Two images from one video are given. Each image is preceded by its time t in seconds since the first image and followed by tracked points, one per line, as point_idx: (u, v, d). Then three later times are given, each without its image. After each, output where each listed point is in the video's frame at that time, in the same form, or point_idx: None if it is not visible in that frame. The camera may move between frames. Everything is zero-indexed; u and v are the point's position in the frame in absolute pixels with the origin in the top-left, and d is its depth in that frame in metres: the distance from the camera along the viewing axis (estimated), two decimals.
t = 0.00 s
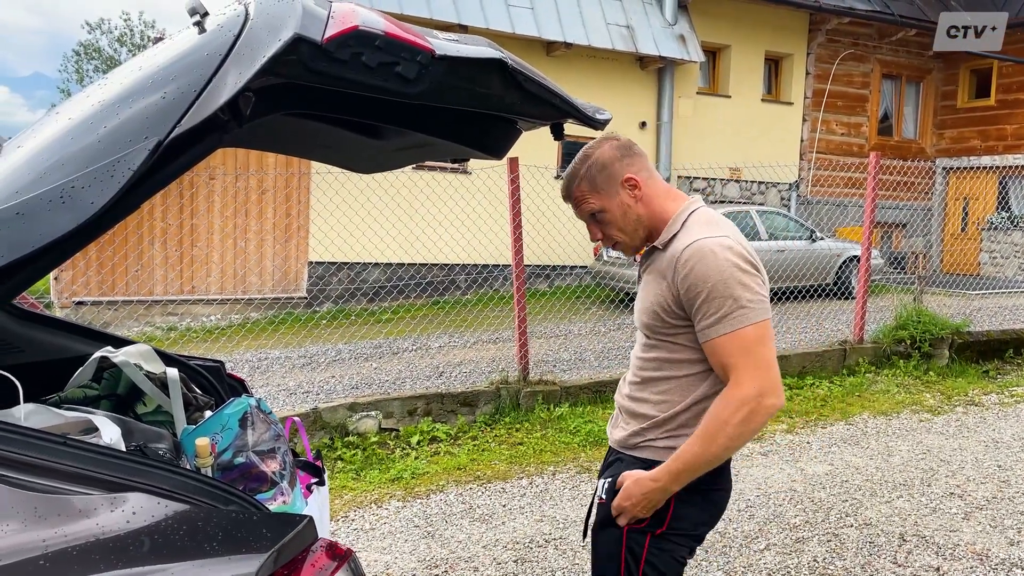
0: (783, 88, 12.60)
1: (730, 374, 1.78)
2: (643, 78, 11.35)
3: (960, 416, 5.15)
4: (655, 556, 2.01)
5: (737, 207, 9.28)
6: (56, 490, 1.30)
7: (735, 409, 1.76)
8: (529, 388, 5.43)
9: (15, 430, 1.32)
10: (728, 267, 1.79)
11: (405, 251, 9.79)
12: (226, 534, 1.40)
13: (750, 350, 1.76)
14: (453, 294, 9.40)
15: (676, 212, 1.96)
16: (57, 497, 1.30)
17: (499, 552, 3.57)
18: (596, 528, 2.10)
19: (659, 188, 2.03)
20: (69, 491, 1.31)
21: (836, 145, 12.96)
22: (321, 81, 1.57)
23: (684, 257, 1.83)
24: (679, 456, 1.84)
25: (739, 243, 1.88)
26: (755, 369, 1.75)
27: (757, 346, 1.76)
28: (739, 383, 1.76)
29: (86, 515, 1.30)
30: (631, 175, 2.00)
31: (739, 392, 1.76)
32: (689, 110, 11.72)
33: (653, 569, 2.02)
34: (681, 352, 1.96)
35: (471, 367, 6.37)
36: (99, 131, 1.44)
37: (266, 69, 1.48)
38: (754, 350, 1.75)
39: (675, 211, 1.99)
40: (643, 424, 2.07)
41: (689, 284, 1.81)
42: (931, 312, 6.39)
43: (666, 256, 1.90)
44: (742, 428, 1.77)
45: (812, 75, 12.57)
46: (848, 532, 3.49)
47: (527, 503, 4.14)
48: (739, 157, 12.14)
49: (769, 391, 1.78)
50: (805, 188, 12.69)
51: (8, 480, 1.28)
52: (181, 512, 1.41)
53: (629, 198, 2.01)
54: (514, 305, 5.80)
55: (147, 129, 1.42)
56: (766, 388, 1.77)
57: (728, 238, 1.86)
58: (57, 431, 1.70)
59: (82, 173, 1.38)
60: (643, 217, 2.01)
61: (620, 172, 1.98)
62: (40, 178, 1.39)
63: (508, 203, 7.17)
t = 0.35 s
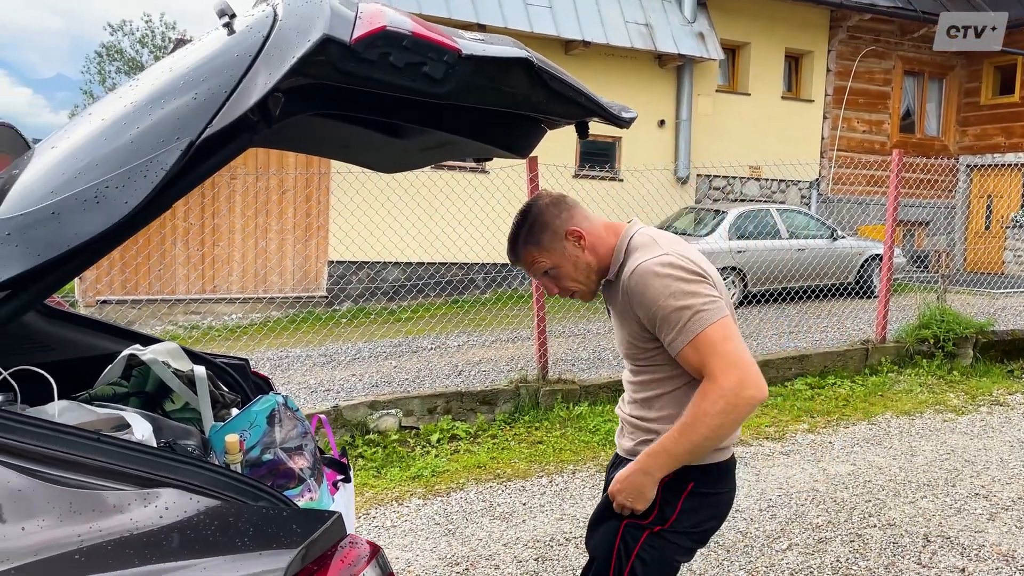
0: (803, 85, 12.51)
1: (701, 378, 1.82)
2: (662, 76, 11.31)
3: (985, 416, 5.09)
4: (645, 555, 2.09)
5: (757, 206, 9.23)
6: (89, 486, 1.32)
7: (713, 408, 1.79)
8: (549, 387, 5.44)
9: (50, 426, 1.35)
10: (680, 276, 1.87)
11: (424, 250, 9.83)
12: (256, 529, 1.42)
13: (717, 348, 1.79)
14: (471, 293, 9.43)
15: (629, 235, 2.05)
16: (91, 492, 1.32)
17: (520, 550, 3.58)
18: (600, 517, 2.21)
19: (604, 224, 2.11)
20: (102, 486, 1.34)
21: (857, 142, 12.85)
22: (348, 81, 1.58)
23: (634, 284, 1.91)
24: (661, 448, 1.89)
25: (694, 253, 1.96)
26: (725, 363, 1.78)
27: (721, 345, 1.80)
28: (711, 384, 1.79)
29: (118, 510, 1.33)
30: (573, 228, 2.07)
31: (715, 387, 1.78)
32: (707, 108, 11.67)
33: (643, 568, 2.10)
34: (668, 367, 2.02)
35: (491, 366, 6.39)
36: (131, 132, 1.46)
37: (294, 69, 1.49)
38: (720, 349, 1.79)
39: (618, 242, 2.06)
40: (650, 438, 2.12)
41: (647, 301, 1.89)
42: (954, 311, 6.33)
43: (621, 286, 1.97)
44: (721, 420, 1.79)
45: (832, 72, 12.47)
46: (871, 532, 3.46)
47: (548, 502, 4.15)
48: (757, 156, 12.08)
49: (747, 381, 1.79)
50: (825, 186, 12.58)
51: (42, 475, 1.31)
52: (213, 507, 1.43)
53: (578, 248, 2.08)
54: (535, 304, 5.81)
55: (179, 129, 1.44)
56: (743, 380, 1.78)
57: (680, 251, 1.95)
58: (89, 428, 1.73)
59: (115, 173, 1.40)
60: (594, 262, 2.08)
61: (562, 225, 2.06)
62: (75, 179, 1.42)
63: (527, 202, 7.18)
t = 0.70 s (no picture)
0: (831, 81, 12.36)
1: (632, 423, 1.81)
2: (687, 73, 11.25)
3: (1019, 416, 5.01)
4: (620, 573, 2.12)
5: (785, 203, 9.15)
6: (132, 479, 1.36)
7: (647, 452, 1.80)
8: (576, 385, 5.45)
9: (93, 421, 1.38)
10: (608, 321, 1.83)
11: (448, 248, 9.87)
12: (293, 523, 1.44)
13: (650, 394, 1.78)
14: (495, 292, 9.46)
15: (545, 268, 1.99)
16: (133, 486, 1.35)
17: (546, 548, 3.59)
18: (563, 550, 2.23)
19: (517, 257, 2.03)
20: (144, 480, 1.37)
21: (886, 139, 12.71)
22: (383, 81, 1.60)
23: (561, 327, 1.87)
24: (589, 481, 1.87)
25: (615, 290, 1.93)
26: (660, 409, 1.77)
27: (653, 391, 1.78)
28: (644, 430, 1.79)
29: (160, 503, 1.36)
30: (487, 264, 1.98)
31: (651, 433, 1.78)
32: (734, 105, 11.58)
33: None
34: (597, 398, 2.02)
35: (517, 364, 6.41)
36: (171, 133, 1.49)
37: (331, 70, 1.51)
38: (652, 395, 1.78)
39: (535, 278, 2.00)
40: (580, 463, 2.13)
41: (574, 346, 1.85)
42: (987, 309, 6.24)
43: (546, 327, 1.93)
44: (654, 461, 1.81)
45: (861, 68, 12.32)
46: (903, 532, 3.43)
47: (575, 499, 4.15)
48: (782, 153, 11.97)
49: (681, 425, 1.80)
50: (854, 183, 12.41)
51: (85, 468, 1.34)
52: (251, 500, 1.46)
53: (491, 284, 2.00)
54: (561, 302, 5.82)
55: (218, 129, 1.47)
56: (674, 423, 1.79)
57: (602, 289, 1.91)
58: (131, 422, 1.76)
59: (156, 173, 1.43)
60: (508, 298, 2.02)
61: (475, 260, 1.97)
62: (116, 179, 1.45)
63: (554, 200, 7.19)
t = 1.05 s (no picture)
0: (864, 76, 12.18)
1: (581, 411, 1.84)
2: (716, 69, 11.17)
3: None
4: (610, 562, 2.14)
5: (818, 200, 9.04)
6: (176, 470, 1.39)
7: (594, 439, 1.82)
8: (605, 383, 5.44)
9: (137, 415, 1.42)
10: (562, 310, 1.84)
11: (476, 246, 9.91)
12: (332, 515, 1.47)
13: (601, 385, 1.80)
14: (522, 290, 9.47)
15: (502, 254, 2.00)
16: (177, 478, 1.38)
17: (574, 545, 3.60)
18: (549, 553, 2.22)
19: (472, 245, 2.04)
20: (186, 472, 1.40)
21: (920, 135, 12.53)
22: (419, 79, 1.62)
23: (517, 313, 1.89)
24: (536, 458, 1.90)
25: (572, 280, 1.95)
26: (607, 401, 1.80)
27: (603, 382, 1.81)
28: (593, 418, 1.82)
29: (203, 495, 1.39)
30: (438, 252, 1.98)
31: (598, 424, 1.81)
32: (765, 101, 11.47)
33: None
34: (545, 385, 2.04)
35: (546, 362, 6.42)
36: (212, 132, 1.51)
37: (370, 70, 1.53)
38: (602, 386, 1.81)
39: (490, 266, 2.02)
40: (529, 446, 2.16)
41: (528, 333, 1.87)
42: None
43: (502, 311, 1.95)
44: (599, 449, 1.84)
45: (894, 64, 12.16)
46: (938, 533, 3.38)
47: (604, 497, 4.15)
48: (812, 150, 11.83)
49: (625, 417, 1.83)
50: (886, 180, 12.22)
51: (130, 460, 1.37)
52: (290, 492, 1.48)
53: (440, 273, 2.00)
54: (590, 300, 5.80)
55: (259, 129, 1.49)
56: (623, 414, 1.82)
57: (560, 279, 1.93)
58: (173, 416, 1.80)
59: (198, 172, 1.46)
60: (458, 284, 2.03)
61: (425, 248, 1.97)
62: (159, 177, 1.48)
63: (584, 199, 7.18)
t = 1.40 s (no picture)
0: (897, 72, 12.01)
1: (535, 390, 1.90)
2: (746, 66, 11.07)
3: None
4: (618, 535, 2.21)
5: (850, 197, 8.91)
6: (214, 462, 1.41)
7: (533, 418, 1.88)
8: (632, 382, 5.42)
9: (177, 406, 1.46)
10: (568, 294, 1.95)
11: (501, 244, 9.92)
12: (367, 507, 1.48)
13: (564, 375, 1.89)
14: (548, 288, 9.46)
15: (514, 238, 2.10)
16: (216, 469, 1.40)
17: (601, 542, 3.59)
18: (559, 536, 2.23)
19: (483, 231, 2.10)
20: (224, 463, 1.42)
21: (954, 130, 12.40)
22: (452, 75, 1.63)
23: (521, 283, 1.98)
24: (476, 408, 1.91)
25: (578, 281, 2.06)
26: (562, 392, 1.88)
27: (567, 373, 1.90)
28: (543, 400, 1.88)
29: (240, 486, 1.40)
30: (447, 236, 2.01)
31: (537, 406, 1.87)
32: (796, 98, 11.35)
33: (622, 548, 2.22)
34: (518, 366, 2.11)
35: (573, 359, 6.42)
36: (248, 127, 1.53)
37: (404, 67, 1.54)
38: (565, 376, 1.89)
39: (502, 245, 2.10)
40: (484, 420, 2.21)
41: (526, 304, 1.95)
42: None
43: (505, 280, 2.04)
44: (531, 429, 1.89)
45: (928, 58, 12.06)
46: (973, 534, 3.32)
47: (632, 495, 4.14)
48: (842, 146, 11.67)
49: (564, 415, 1.90)
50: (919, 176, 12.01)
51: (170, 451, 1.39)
52: (325, 483, 1.50)
53: (443, 254, 2.03)
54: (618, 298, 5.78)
55: (296, 125, 1.51)
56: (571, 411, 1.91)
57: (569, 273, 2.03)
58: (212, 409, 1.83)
59: (236, 167, 1.48)
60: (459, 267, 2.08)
61: (437, 230, 1.99)
62: (197, 171, 1.49)
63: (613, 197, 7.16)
